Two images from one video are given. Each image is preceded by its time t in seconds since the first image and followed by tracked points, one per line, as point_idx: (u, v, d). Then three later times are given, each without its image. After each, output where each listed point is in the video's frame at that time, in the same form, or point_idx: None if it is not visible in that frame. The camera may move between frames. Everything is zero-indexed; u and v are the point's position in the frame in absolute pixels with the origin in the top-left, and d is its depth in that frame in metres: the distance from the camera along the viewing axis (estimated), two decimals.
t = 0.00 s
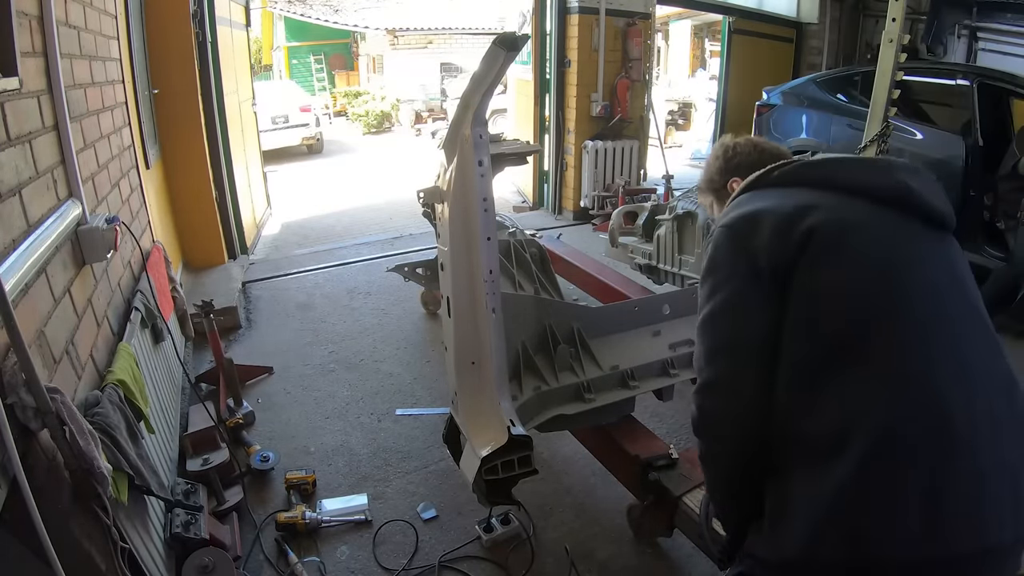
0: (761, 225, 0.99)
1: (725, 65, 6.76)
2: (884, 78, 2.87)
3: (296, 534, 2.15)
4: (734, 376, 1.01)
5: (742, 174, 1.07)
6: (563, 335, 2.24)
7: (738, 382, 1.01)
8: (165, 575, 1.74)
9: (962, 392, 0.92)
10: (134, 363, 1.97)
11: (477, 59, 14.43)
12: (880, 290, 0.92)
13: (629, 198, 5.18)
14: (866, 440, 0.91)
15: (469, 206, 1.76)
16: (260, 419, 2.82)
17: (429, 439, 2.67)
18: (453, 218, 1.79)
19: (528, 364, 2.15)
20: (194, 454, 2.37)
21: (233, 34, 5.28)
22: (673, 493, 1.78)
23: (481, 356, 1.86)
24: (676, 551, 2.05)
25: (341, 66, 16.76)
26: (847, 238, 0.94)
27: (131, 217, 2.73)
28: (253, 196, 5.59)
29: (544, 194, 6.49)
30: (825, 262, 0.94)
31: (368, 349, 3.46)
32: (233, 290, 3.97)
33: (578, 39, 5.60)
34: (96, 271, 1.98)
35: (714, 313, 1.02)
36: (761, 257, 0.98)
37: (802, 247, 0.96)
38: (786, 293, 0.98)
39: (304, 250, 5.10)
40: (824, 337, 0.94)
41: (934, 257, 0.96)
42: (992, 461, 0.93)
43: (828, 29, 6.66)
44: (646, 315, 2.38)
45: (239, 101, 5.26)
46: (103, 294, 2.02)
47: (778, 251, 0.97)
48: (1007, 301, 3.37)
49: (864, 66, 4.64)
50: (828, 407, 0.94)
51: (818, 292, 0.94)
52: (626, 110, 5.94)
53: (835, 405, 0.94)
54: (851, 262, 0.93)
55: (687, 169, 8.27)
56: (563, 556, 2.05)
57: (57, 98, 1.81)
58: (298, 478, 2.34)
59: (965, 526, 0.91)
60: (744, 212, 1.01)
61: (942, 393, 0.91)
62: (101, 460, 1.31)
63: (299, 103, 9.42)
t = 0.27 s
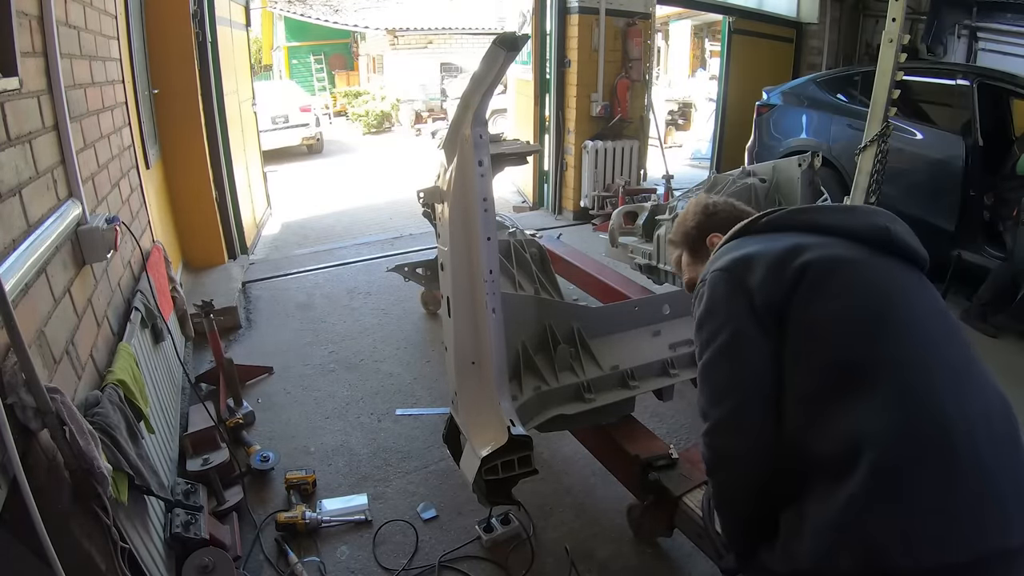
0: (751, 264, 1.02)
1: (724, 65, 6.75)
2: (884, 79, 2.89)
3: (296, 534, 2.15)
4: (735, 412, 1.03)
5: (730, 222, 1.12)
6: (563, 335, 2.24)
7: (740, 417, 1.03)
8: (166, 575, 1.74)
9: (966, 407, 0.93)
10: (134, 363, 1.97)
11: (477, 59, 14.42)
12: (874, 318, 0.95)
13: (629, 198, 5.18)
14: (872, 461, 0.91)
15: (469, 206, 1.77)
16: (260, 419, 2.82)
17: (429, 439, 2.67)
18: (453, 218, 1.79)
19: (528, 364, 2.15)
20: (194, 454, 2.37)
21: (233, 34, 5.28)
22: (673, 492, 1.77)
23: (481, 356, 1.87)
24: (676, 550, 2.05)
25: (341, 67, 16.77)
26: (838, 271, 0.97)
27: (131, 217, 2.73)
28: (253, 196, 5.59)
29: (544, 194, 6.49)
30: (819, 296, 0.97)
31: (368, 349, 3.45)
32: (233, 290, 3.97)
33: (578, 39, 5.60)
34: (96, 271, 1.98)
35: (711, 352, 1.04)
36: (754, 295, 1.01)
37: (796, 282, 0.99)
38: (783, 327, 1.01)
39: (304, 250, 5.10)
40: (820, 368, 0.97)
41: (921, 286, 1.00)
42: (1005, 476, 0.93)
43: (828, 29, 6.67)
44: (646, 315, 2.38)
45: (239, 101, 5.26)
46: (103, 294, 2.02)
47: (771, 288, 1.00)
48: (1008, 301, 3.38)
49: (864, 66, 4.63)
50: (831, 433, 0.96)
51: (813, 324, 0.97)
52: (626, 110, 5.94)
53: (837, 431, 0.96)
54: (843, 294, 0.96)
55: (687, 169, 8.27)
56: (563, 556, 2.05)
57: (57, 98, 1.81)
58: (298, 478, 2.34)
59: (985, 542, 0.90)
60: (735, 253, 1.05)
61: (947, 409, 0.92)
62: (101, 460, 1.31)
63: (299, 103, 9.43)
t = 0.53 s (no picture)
0: (753, 275, 1.01)
1: (724, 65, 6.75)
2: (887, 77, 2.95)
3: (296, 534, 2.15)
4: (741, 426, 1.01)
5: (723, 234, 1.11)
6: (563, 335, 2.24)
7: (747, 432, 1.01)
8: (166, 575, 1.74)
9: (973, 406, 0.93)
10: (134, 363, 1.97)
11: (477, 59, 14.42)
12: (881, 325, 0.94)
13: (629, 198, 5.19)
14: (887, 469, 0.90)
15: (470, 206, 1.77)
16: (260, 419, 2.82)
17: (429, 439, 2.67)
18: (453, 218, 1.79)
19: (528, 364, 2.15)
20: (194, 454, 2.37)
21: (233, 34, 5.28)
22: (673, 492, 1.77)
23: (481, 356, 1.87)
24: (676, 550, 2.05)
25: (341, 67, 16.77)
26: (843, 279, 0.97)
27: (131, 217, 2.73)
28: (253, 196, 5.59)
29: (544, 194, 6.49)
30: (826, 304, 0.97)
31: (368, 349, 3.46)
32: (233, 290, 3.97)
33: (578, 39, 5.61)
34: (96, 271, 1.98)
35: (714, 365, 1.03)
36: (757, 306, 1.00)
37: (800, 292, 0.98)
38: (787, 337, 1.00)
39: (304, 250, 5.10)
40: (828, 378, 0.96)
41: (920, 292, 1.02)
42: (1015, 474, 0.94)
43: (828, 29, 6.67)
44: (646, 315, 2.38)
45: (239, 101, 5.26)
46: (103, 294, 2.02)
47: (775, 298, 0.99)
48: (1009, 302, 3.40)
49: (864, 66, 4.63)
50: (842, 443, 0.95)
51: (820, 334, 0.96)
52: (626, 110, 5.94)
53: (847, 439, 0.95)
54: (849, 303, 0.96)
55: (687, 169, 8.27)
56: (563, 556, 2.05)
57: (57, 98, 1.81)
58: (298, 478, 2.34)
59: (1006, 543, 0.90)
60: (734, 265, 1.03)
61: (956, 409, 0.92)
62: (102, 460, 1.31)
63: (299, 103, 9.42)
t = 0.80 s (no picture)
0: (749, 282, 0.98)
1: (724, 65, 6.74)
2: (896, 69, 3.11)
3: (296, 534, 2.15)
4: (744, 439, 0.98)
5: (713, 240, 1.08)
6: (563, 335, 2.24)
7: (750, 444, 0.98)
8: (166, 575, 1.74)
9: (975, 405, 0.93)
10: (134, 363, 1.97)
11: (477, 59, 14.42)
12: (886, 328, 0.92)
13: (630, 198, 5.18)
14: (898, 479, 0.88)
15: (470, 206, 1.77)
16: (260, 419, 2.82)
17: (429, 439, 2.67)
18: (453, 218, 1.79)
19: (528, 364, 2.15)
20: (194, 454, 2.37)
21: (233, 34, 5.28)
22: (673, 493, 1.77)
23: (481, 356, 1.87)
24: (676, 550, 2.05)
25: (341, 67, 16.76)
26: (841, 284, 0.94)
27: (132, 217, 2.73)
28: (253, 195, 5.59)
29: (544, 194, 6.49)
30: (829, 309, 0.94)
31: (367, 349, 3.46)
32: (233, 290, 3.97)
33: (578, 39, 5.61)
34: (96, 271, 1.98)
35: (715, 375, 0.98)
36: (758, 315, 0.96)
37: (803, 296, 0.95)
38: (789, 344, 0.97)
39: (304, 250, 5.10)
40: (831, 386, 0.93)
41: (919, 292, 1.00)
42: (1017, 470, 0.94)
43: (828, 29, 6.67)
44: (646, 316, 2.38)
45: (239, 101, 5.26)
46: (103, 295, 2.02)
47: (774, 306, 0.96)
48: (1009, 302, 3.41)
49: (864, 66, 4.63)
50: (849, 453, 0.92)
51: (823, 340, 0.93)
52: (626, 110, 5.94)
53: (856, 450, 0.92)
54: (850, 308, 0.93)
55: (687, 169, 8.27)
56: (563, 556, 2.05)
57: (57, 98, 1.81)
58: (298, 478, 2.34)
59: (1013, 545, 0.89)
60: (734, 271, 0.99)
61: (960, 410, 0.91)
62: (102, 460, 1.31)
63: (299, 103, 9.43)
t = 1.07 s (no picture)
0: (763, 227, 0.84)
1: (724, 65, 6.74)
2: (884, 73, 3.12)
3: (296, 534, 2.15)
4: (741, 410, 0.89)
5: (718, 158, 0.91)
6: (563, 335, 2.25)
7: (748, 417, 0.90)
8: None
9: (975, 377, 0.89)
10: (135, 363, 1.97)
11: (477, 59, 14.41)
12: (901, 298, 0.84)
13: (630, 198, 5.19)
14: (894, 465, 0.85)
15: (469, 206, 1.76)
16: (260, 419, 2.82)
17: (429, 439, 2.67)
18: (453, 218, 1.79)
19: (528, 364, 2.15)
20: (193, 454, 2.37)
21: (233, 34, 5.28)
22: (673, 492, 1.78)
23: (481, 356, 1.86)
24: (675, 550, 2.05)
25: (341, 67, 16.76)
26: (869, 235, 0.83)
27: (131, 217, 2.73)
28: (253, 195, 5.59)
29: (544, 194, 6.49)
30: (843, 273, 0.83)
31: (368, 349, 3.46)
32: (233, 290, 3.97)
33: (578, 39, 5.61)
34: (96, 271, 1.98)
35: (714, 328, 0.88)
36: (770, 270, 0.84)
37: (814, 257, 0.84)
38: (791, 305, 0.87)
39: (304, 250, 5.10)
40: (843, 355, 0.85)
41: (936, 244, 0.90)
42: (999, 437, 0.94)
43: (828, 29, 6.68)
44: (646, 316, 2.38)
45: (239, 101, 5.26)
46: (103, 295, 2.02)
47: (788, 260, 0.84)
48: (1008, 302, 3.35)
49: (864, 66, 4.62)
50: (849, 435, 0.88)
51: (833, 307, 0.84)
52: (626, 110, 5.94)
53: (857, 429, 0.87)
54: (874, 268, 0.83)
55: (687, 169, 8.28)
56: (563, 556, 2.05)
57: (57, 98, 1.81)
58: (298, 478, 2.34)
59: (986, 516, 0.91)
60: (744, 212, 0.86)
61: (962, 383, 0.87)
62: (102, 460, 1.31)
63: (299, 103, 9.43)
